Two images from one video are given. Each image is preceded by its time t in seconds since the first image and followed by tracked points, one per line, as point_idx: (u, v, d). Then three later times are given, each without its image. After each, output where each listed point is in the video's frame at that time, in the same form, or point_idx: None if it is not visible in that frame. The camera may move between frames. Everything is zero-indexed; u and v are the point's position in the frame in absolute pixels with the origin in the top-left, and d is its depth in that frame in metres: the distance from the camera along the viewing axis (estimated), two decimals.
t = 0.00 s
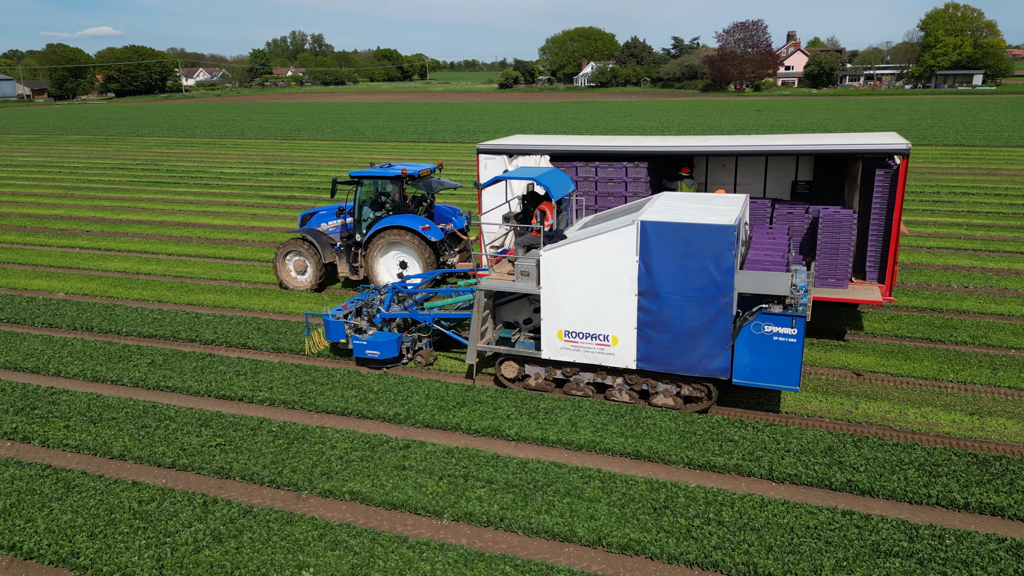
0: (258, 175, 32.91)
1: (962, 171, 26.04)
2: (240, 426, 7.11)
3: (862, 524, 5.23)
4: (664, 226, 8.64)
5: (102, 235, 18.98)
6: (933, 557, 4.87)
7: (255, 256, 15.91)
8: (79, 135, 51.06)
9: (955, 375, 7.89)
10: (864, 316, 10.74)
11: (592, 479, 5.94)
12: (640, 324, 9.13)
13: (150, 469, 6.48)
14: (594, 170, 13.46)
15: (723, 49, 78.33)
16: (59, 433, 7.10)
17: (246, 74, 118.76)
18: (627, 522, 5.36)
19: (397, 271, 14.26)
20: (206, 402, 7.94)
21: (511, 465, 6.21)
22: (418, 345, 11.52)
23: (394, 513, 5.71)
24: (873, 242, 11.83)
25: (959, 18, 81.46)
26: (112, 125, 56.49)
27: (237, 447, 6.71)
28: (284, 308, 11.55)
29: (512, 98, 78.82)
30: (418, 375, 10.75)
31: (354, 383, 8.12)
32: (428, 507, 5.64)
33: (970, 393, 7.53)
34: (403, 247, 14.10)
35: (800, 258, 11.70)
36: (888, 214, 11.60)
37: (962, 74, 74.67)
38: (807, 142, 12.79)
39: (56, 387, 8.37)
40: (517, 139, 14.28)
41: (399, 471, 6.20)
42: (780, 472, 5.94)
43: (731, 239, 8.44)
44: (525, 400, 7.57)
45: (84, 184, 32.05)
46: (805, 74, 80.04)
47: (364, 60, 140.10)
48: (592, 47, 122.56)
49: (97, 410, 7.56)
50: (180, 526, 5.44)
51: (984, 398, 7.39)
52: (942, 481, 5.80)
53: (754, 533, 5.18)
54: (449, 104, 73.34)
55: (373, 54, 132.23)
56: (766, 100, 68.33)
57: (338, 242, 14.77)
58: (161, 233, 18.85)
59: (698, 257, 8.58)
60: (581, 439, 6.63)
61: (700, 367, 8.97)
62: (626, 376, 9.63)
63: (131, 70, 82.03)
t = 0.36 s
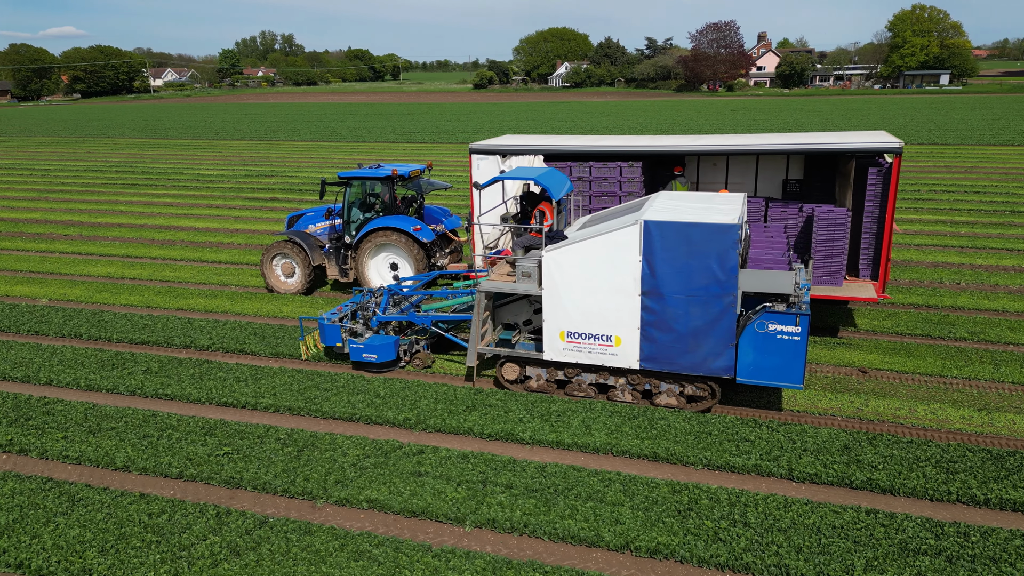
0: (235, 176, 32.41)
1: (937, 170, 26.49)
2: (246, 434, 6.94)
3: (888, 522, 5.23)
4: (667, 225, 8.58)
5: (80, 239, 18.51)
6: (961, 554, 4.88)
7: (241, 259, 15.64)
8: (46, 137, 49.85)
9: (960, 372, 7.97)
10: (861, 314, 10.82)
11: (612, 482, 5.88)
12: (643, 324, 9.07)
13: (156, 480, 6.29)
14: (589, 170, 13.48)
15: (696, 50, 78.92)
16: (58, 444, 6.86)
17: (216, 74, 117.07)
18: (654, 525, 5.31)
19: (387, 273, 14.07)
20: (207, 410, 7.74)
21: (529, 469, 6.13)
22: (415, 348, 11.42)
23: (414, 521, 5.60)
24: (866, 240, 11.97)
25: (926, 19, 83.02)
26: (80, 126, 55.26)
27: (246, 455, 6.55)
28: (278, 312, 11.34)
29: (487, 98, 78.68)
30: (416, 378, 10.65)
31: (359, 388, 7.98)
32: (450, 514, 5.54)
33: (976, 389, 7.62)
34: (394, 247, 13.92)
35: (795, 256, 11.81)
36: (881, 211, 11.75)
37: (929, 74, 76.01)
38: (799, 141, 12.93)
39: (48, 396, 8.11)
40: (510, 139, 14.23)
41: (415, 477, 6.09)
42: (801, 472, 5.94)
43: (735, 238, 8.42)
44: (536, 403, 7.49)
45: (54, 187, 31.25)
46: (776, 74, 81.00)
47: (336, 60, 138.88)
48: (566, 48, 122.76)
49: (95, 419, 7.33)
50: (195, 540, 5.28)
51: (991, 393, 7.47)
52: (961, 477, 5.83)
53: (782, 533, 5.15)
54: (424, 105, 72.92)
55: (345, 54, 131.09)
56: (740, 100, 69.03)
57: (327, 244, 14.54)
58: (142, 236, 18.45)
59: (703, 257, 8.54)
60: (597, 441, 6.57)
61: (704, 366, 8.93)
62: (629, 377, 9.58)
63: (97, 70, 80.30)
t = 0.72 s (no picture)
0: (213, 178, 31.89)
1: (914, 168, 26.91)
2: (253, 443, 6.77)
3: (912, 521, 5.23)
4: (670, 225, 8.51)
5: (57, 244, 18.05)
6: (988, 552, 4.89)
7: (227, 262, 15.35)
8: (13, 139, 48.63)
9: (963, 368, 8.06)
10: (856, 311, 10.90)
11: (632, 485, 5.82)
12: (646, 324, 8.98)
13: (162, 492, 6.11)
14: (582, 169, 13.46)
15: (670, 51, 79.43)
16: (56, 457, 6.63)
17: (185, 74, 115.27)
18: (679, 529, 5.25)
19: (377, 276, 13.85)
20: (208, 418, 7.54)
21: (546, 474, 6.04)
22: (411, 351, 11.27)
23: (434, 529, 5.49)
24: (859, 238, 12.09)
25: (893, 20, 84.58)
26: (48, 128, 54.01)
27: (254, 465, 6.39)
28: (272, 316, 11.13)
29: (463, 98, 78.46)
30: (413, 381, 10.49)
31: (364, 394, 7.84)
32: (471, 521, 5.44)
33: (981, 385, 7.69)
34: (383, 250, 13.70)
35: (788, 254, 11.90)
36: (873, 209, 11.88)
37: (898, 74, 77.27)
38: (790, 140, 13.03)
39: (40, 407, 7.85)
40: (501, 139, 14.15)
41: (432, 484, 5.98)
42: (819, 472, 5.93)
43: (738, 238, 8.37)
44: (546, 406, 7.41)
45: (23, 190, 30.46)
46: (749, 74, 81.88)
47: (308, 61, 137.55)
48: (540, 48, 122.91)
49: (93, 430, 7.11)
50: (210, 556, 5.12)
51: (996, 389, 7.55)
52: (977, 474, 5.86)
53: (808, 535, 5.12)
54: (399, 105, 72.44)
55: (318, 54, 129.92)
56: (715, 100, 69.67)
57: (315, 246, 14.28)
58: (122, 239, 18.03)
59: (706, 256, 8.47)
60: (612, 444, 6.50)
61: (707, 366, 8.86)
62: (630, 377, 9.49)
63: (62, 71, 78.54)
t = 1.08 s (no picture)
0: (190, 180, 31.33)
1: (890, 166, 27.34)
2: (258, 451, 6.62)
3: (932, 519, 5.26)
4: (671, 225, 8.44)
5: (32, 248, 17.57)
6: (1010, 548, 4.93)
7: (213, 266, 15.05)
8: None
9: (963, 365, 8.17)
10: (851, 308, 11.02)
11: (650, 488, 5.78)
12: (647, 325, 8.89)
13: (169, 504, 5.94)
14: (574, 169, 13.44)
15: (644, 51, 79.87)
16: (54, 469, 6.42)
17: (153, 74, 113.21)
18: (702, 531, 5.21)
19: (367, 278, 13.65)
20: (209, 426, 7.36)
21: (562, 478, 5.98)
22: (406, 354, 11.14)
23: (453, 536, 5.41)
24: (850, 236, 12.23)
25: (862, 21, 86.01)
26: (13, 130, 52.65)
27: (262, 474, 6.24)
28: (265, 321, 10.93)
29: (439, 98, 78.10)
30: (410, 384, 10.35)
31: (368, 399, 7.71)
32: (492, 528, 5.36)
33: (981, 381, 7.80)
34: (373, 252, 13.51)
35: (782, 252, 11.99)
36: (863, 207, 12.01)
37: (867, 74, 78.47)
38: (780, 139, 13.12)
39: (32, 418, 7.61)
40: (492, 140, 14.07)
41: (447, 490, 5.89)
42: (835, 471, 5.94)
43: (739, 237, 8.32)
44: (555, 408, 7.35)
45: None
46: (722, 74, 82.63)
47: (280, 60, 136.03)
48: (514, 48, 122.85)
49: (90, 441, 6.89)
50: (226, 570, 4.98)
51: (996, 385, 7.66)
52: (990, 470, 5.92)
53: (831, 534, 5.13)
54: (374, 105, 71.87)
55: (291, 54, 128.58)
56: (689, 100, 70.17)
57: (302, 249, 14.03)
58: (100, 243, 17.60)
59: (707, 256, 8.41)
60: (625, 446, 6.47)
61: (709, 366, 8.80)
62: (630, 378, 9.38)
63: (26, 71, 76.69)
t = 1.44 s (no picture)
0: (167, 182, 30.79)
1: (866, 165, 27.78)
2: (267, 459, 6.49)
3: (951, 515, 5.30)
4: (672, 225, 8.35)
5: (9, 253, 17.12)
6: None
7: (199, 269, 14.78)
8: None
9: (963, 361, 8.29)
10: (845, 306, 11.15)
11: (669, 489, 5.75)
12: (647, 325, 8.78)
13: (178, 515, 5.79)
14: (567, 169, 13.41)
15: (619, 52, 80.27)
16: (54, 482, 6.23)
17: (121, 74, 111.22)
18: (726, 532, 5.19)
19: (357, 280, 13.40)
20: (212, 434, 7.20)
21: (580, 481, 5.93)
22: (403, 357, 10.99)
23: (475, 542, 5.33)
24: (841, 235, 12.37)
25: (832, 22, 87.21)
26: None
27: (272, 483, 6.11)
28: (259, 325, 10.75)
29: (414, 98, 77.74)
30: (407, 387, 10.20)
31: (374, 404, 7.60)
32: (514, 534, 5.29)
33: (982, 377, 7.93)
34: (363, 254, 13.27)
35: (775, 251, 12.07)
36: (854, 206, 12.14)
37: (838, 74, 79.61)
38: (771, 138, 13.22)
39: (26, 428, 7.38)
40: (483, 140, 13.98)
41: (465, 495, 5.82)
42: (851, 469, 5.97)
43: (740, 237, 8.23)
44: (565, 411, 7.30)
45: None
46: (696, 74, 83.29)
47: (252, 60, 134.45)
48: (489, 48, 122.75)
49: (90, 452, 6.70)
50: None
51: (997, 381, 7.79)
52: (1002, 465, 5.99)
53: (854, 533, 5.14)
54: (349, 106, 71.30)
55: (263, 53, 127.16)
56: (665, 100, 70.64)
57: (289, 252, 13.76)
58: (80, 248, 17.20)
59: (708, 256, 8.32)
60: (640, 448, 6.43)
61: (710, 365, 8.71)
62: (631, 378, 9.25)
63: None
